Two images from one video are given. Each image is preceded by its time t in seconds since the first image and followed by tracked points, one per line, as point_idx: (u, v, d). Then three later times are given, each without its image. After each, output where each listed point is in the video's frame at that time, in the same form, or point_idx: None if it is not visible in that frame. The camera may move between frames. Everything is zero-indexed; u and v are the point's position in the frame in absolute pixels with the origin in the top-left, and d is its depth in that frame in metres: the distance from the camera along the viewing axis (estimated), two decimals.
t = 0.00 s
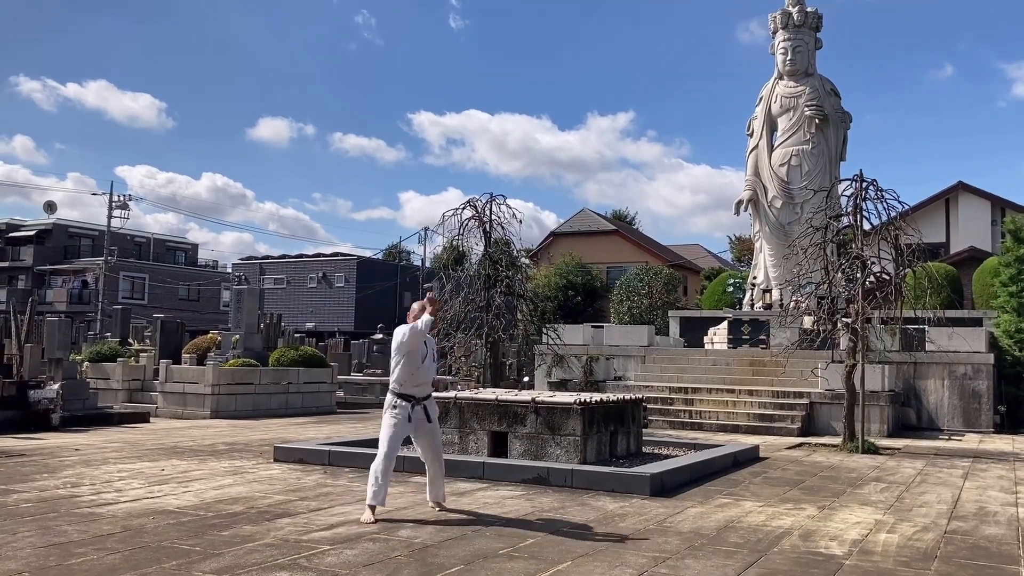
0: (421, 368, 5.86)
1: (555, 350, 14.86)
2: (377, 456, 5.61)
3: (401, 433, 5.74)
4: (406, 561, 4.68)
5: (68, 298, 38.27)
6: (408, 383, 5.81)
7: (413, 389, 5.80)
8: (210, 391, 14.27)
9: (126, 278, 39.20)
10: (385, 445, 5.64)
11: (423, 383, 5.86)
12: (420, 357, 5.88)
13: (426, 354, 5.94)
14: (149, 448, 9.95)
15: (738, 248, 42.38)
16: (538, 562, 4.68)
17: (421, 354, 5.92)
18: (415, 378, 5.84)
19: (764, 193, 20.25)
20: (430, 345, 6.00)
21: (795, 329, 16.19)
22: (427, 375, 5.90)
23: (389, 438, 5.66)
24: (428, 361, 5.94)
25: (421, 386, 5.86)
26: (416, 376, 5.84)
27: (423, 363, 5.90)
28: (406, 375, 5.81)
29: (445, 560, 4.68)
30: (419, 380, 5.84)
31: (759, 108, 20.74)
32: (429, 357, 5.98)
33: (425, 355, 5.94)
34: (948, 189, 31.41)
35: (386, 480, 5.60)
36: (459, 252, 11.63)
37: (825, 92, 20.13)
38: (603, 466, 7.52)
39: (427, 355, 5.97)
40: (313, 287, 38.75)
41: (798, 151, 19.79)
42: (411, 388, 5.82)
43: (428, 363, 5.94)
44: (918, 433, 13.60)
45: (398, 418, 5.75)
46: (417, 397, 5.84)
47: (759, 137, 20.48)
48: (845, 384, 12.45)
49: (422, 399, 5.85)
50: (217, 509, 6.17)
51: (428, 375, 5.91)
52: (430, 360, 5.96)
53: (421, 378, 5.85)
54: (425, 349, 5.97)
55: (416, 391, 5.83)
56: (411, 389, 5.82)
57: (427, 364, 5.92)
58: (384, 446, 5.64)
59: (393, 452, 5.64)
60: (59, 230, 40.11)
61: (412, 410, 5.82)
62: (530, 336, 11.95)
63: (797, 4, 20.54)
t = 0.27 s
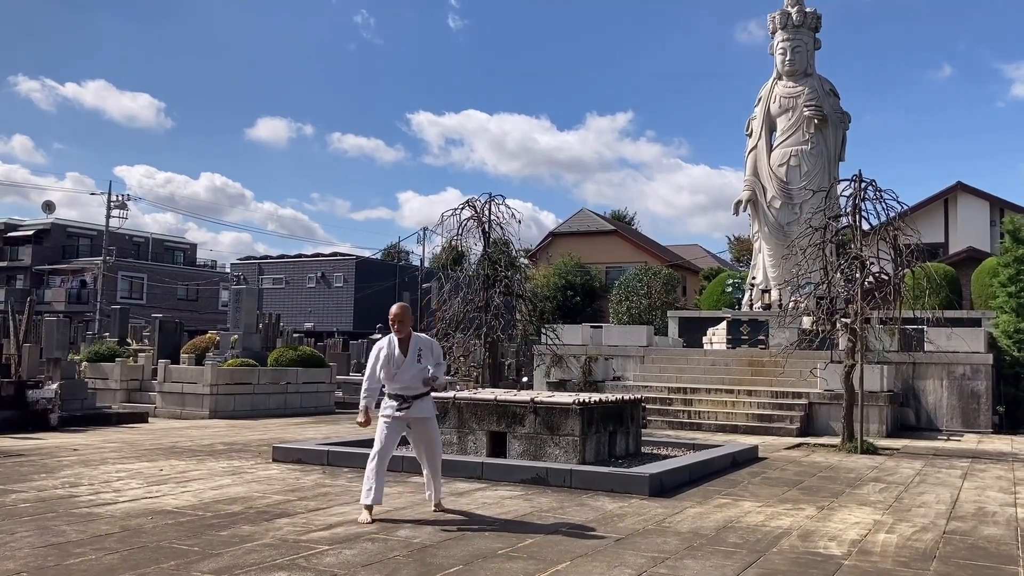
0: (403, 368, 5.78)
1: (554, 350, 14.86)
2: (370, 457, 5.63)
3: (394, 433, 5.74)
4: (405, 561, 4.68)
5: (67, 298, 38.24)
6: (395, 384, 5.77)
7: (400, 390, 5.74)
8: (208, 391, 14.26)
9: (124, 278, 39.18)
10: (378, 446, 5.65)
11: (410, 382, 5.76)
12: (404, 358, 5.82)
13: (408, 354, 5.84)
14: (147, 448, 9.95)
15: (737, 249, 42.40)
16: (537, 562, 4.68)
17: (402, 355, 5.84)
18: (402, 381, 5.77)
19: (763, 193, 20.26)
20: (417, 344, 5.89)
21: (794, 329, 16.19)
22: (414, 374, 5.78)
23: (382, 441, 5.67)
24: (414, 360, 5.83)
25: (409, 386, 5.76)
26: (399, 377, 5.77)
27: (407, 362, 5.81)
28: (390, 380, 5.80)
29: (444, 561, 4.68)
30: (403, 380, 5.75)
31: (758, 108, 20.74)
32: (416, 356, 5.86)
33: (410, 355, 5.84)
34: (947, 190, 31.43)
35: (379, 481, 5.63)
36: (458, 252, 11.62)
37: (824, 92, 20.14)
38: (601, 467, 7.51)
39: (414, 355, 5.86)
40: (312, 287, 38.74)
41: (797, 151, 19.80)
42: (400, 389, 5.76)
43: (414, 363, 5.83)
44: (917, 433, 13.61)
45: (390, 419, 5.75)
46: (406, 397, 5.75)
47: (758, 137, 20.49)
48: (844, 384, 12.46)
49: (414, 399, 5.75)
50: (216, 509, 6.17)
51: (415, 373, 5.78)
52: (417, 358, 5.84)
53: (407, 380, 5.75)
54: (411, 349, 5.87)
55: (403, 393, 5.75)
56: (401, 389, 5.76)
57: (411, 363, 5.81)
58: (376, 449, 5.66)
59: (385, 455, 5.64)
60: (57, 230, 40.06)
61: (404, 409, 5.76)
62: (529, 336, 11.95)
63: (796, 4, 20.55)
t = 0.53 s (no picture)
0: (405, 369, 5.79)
1: (552, 351, 14.85)
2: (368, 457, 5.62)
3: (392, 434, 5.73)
4: (403, 561, 4.67)
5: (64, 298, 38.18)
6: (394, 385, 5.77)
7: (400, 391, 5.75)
8: (206, 391, 14.24)
9: (122, 278, 39.14)
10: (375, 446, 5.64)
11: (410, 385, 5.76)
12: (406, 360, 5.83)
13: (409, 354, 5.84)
14: (145, 448, 9.94)
15: (735, 249, 42.43)
16: (535, 563, 4.67)
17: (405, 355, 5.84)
18: (398, 381, 5.77)
19: (761, 194, 20.27)
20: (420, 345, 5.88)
21: (792, 329, 16.21)
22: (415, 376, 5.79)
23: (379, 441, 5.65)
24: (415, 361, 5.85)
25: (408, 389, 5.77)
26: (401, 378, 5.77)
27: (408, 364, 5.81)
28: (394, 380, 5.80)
29: (442, 561, 4.67)
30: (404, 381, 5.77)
31: (756, 109, 20.75)
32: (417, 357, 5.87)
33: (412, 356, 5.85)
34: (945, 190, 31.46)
35: (376, 480, 5.61)
36: (456, 252, 11.62)
37: (822, 93, 20.16)
38: (599, 467, 7.51)
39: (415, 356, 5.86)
40: (310, 287, 38.71)
41: (795, 152, 19.82)
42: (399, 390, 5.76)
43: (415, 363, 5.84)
44: (914, 434, 13.62)
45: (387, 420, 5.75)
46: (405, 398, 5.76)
47: (756, 138, 20.50)
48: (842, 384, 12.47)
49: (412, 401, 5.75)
50: (214, 510, 6.15)
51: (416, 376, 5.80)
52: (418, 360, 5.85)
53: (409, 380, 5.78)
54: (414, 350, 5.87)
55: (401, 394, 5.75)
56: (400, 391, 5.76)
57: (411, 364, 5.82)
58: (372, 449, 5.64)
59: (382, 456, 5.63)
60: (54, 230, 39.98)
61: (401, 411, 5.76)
62: (527, 336, 11.95)
63: (794, 4, 20.57)
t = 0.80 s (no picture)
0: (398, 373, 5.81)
1: (549, 351, 14.85)
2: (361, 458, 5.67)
3: (384, 436, 5.75)
4: (400, 561, 4.67)
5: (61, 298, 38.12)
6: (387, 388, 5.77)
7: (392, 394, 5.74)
8: (203, 392, 14.22)
9: (119, 278, 39.10)
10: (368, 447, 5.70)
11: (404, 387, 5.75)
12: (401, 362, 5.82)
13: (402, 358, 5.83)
14: (142, 448, 9.93)
15: (732, 249, 42.45)
16: (532, 563, 4.67)
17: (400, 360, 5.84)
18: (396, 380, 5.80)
19: (758, 194, 20.28)
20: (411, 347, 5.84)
21: (789, 329, 16.23)
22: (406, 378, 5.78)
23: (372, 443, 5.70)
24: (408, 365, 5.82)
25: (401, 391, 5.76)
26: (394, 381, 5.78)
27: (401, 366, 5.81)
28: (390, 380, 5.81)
29: (439, 561, 4.67)
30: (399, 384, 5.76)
31: (754, 109, 20.77)
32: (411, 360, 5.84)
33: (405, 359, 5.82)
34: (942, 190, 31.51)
35: (368, 480, 5.63)
36: (454, 252, 11.62)
37: (819, 93, 20.17)
38: (597, 467, 7.51)
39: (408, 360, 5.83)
40: (307, 287, 38.68)
41: (792, 152, 19.84)
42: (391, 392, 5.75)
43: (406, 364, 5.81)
44: (911, 434, 13.64)
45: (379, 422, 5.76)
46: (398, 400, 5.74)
47: (754, 138, 20.52)
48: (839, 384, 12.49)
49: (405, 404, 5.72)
50: (211, 510, 6.15)
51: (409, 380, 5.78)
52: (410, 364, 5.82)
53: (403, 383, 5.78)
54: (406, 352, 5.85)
55: (394, 397, 5.75)
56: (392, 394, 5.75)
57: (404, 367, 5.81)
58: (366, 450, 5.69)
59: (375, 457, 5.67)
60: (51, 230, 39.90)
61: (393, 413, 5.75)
62: (525, 337, 11.95)
63: (791, 5, 20.59)
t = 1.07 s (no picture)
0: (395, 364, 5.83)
1: (547, 351, 14.83)
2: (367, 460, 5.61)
3: (387, 433, 5.71)
4: (398, 562, 4.66)
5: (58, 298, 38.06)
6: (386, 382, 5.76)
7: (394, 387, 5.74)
8: (201, 392, 14.21)
9: (116, 278, 39.05)
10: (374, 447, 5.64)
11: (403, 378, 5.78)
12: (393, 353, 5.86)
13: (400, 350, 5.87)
14: (139, 448, 9.91)
15: (730, 250, 42.47)
16: (529, 563, 4.67)
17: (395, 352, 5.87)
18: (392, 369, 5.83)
19: (756, 194, 20.29)
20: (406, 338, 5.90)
21: (787, 329, 16.24)
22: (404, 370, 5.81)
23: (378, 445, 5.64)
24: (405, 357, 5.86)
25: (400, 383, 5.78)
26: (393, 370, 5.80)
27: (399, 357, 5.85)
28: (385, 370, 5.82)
29: (437, 562, 4.67)
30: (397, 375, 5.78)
31: (751, 110, 20.78)
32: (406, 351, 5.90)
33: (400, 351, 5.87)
34: (939, 191, 31.57)
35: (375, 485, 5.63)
36: (451, 252, 11.62)
37: (817, 93, 20.18)
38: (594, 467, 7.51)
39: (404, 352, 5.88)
40: (305, 287, 38.66)
41: (790, 152, 19.85)
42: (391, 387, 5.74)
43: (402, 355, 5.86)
44: (908, 434, 13.65)
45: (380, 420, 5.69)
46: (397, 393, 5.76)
47: (751, 139, 20.52)
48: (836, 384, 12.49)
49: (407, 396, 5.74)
50: (208, 510, 6.14)
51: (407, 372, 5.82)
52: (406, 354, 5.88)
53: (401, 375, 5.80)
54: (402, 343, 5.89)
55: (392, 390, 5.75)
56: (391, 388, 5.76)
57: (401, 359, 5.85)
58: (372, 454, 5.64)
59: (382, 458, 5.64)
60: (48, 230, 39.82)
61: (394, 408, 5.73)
62: (522, 337, 11.95)
63: (789, 5, 20.60)
